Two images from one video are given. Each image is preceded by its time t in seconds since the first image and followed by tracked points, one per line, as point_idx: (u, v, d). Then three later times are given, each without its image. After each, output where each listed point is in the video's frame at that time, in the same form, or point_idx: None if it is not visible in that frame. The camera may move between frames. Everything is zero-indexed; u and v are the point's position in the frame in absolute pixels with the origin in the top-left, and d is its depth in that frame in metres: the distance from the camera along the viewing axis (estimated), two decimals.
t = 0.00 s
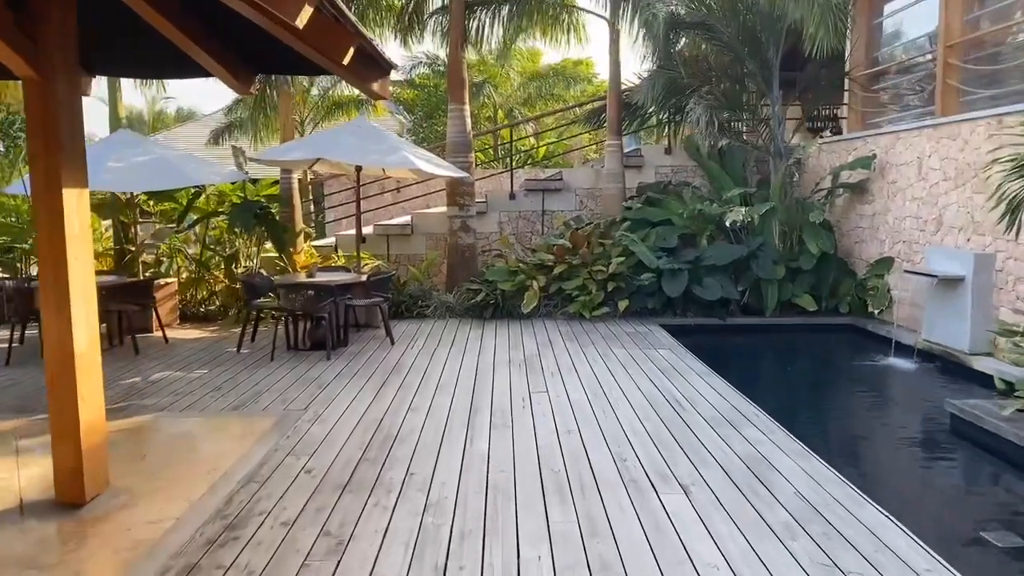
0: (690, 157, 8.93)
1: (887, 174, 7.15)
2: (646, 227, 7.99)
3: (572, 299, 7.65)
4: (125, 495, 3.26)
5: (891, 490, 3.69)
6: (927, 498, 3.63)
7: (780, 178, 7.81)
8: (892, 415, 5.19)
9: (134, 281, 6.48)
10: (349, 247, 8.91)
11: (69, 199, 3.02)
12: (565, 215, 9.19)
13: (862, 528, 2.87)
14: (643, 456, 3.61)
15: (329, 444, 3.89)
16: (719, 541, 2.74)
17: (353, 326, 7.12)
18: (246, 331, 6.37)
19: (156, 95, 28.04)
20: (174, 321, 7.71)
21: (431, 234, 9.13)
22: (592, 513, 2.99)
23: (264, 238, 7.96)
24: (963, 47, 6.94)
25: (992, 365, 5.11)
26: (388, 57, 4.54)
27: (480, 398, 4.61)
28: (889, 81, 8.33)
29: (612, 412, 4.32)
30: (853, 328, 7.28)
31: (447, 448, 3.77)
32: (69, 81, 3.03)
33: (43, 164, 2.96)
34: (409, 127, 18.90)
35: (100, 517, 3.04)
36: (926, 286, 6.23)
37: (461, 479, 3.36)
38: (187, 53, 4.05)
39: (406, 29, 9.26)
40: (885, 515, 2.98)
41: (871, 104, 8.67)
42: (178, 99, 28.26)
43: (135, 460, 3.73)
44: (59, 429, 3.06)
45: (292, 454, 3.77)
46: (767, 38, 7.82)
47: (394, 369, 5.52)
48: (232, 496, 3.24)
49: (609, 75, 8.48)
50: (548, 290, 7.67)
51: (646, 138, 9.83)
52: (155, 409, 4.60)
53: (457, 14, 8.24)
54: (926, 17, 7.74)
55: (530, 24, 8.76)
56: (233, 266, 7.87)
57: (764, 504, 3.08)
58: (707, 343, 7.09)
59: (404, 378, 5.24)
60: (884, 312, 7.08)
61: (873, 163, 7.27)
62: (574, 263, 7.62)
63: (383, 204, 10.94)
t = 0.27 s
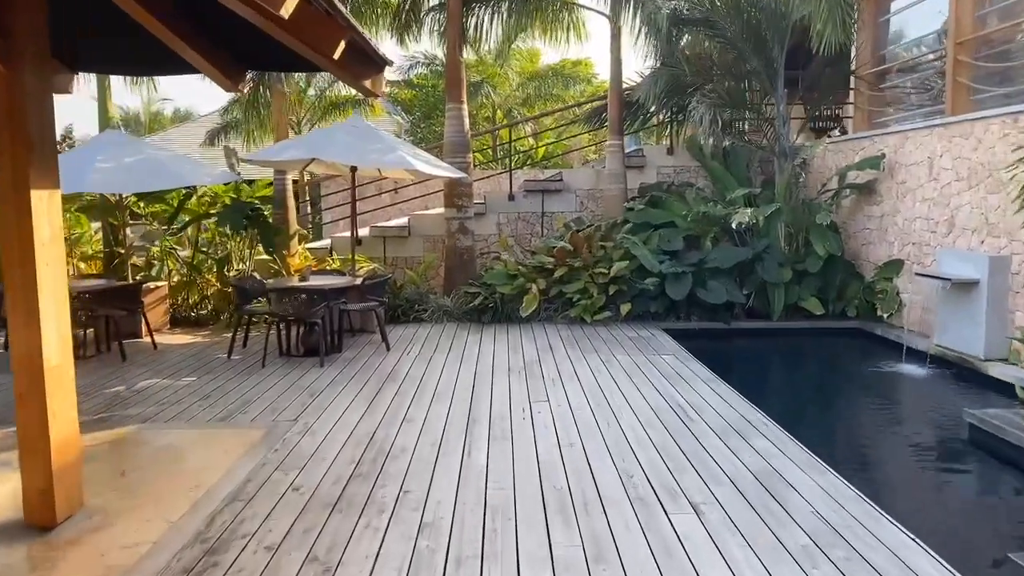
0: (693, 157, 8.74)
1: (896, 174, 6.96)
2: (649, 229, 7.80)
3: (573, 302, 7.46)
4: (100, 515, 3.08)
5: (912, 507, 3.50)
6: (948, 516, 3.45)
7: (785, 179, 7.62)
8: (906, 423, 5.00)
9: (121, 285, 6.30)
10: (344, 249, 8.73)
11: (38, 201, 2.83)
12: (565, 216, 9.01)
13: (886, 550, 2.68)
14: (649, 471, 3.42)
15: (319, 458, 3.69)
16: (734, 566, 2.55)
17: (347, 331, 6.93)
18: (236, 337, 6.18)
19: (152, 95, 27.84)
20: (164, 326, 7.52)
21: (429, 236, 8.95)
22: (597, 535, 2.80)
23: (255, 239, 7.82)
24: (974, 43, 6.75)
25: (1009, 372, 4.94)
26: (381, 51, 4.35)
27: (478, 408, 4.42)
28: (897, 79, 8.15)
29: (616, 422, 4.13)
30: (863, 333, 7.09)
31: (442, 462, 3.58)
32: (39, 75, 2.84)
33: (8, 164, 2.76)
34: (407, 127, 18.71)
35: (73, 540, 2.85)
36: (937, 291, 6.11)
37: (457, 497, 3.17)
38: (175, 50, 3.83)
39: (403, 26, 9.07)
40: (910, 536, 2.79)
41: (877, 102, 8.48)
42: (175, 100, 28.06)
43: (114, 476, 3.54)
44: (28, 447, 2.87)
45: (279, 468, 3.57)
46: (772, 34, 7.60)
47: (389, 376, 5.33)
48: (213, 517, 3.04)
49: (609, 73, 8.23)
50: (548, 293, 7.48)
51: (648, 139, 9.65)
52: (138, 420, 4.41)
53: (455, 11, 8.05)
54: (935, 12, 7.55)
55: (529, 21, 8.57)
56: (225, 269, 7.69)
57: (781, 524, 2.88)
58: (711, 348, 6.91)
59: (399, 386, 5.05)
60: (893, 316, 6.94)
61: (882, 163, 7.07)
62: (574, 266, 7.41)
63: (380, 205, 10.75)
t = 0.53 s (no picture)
0: (697, 157, 8.56)
1: (908, 174, 6.77)
2: (653, 230, 7.60)
3: (576, 306, 7.27)
4: (75, 537, 2.88)
5: (940, 526, 3.29)
6: (979, 536, 3.25)
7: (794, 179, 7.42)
8: (924, 432, 4.81)
9: (109, 289, 6.11)
10: (341, 251, 8.54)
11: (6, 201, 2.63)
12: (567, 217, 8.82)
13: None
14: (661, 488, 3.23)
15: (311, 473, 3.49)
16: None
17: (343, 336, 6.73)
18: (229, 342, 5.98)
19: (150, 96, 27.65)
20: (156, 330, 7.33)
21: (428, 237, 8.77)
22: (607, 560, 2.60)
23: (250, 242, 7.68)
24: (989, 39, 6.56)
25: None
26: (377, 45, 4.15)
27: (478, 418, 4.22)
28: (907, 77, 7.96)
29: (624, 433, 3.93)
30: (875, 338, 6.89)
31: (440, 477, 3.38)
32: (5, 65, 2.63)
33: None
34: (406, 127, 18.54)
35: (43, 566, 2.65)
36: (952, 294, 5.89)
37: (457, 516, 2.97)
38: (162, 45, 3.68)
39: (401, 23, 8.88)
40: (945, 561, 2.59)
41: (886, 100, 8.29)
42: (172, 100, 27.86)
43: (92, 493, 3.34)
44: None
45: (267, 485, 3.37)
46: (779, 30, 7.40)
47: (386, 384, 5.13)
48: (195, 539, 2.84)
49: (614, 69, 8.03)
50: (550, 297, 7.28)
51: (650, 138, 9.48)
52: (122, 431, 4.20)
53: (453, 7, 7.85)
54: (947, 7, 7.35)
55: (530, 18, 8.34)
56: (218, 272, 7.51)
57: (805, 548, 2.69)
58: (719, 354, 6.71)
59: (396, 394, 4.85)
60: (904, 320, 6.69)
61: (894, 162, 6.88)
62: (577, 268, 7.21)
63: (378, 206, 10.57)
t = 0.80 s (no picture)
0: (703, 155, 8.36)
1: (921, 172, 6.58)
2: (658, 230, 7.41)
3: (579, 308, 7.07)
4: (49, 561, 2.70)
5: (973, 545, 3.08)
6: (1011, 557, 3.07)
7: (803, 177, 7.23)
8: (943, 441, 4.62)
9: (98, 291, 5.93)
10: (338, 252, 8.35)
11: None
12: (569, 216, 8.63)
13: None
14: (674, 506, 3.04)
15: (303, 488, 3.31)
16: None
17: (340, 339, 6.54)
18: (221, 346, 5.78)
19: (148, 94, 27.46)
20: (148, 333, 7.14)
21: (427, 237, 8.58)
22: None
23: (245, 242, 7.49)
24: (1005, 34, 6.36)
25: None
26: (373, 38, 3.99)
27: (478, 428, 4.03)
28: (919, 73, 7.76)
29: (633, 445, 3.75)
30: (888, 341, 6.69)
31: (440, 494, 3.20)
32: None
33: None
34: (405, 125, 18.37)
35: None
36: (969, 296, 5.70)
37: (457, 538, 2.79)
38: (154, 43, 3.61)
39: (400, 18, 8.68)
40: None
41: (897, 97, 8.10)
42: (171, 97, 27.72)
43: (71, 511, 3.16)
44: None
45: (256, 501, 3.19)
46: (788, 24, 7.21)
47: (383, 391, 4.93)
48: (177, 563, 2.66)
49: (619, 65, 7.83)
50: (553, 298, 7.09)
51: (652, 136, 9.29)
52: (105, 443, 4.00)
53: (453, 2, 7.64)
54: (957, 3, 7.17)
55: (532, 14, 8.14)
56: (212, 273, 7.33)
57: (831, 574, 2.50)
58: (726, 357, 6.52)
59: (393, 402, 4.67)
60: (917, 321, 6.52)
61: (907, 160, 6.68)
62: (581, 269, 7.01)
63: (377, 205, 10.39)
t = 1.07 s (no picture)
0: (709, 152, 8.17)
1: (934, 170, 6.39)
2: (663, 230, 7.22)
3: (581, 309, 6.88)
4: None
5: (1005, 562, 2.88)
6: None
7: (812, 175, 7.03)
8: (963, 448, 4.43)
9: (86, 291, 5.75)
10: (335, 251, 8.17)
11: None
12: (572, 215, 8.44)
13: None
14: (686, 523, 2.85)
15: (291, 502, 3.11)
16: None
17: (336, 341, 6.35)
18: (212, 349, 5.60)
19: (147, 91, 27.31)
20: (139, 335, 6.96)
21: (426, 236, 8.40)
22: None
23: (238, 240, 7.31)
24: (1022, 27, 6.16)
25: None
26: (368, 27, 3.80)
27: (477, 437, 3.84)
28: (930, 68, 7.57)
29: (640, 456, 3.56)
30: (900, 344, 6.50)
31: (436, 509, 3.00)
32: None
33: None
34: (405, 123, 18.20)
35: None
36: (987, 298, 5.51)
37: (454, 559, 2.59)
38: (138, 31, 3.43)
39: (399, 13, 8.49)
40: None
41: (907, 94, 7.90)
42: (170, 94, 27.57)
43: (43, 527, 2.96)
44: None
45: (241, 516, 2.99)
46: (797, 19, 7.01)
47: (379, 396, 4.74)
48: None
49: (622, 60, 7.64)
50: (555, 299, 6.90)
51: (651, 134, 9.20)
52: (86, 451, 3.81)
53: None
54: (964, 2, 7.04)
55: (533, 9, 7.95)
56: (205, 273, 7.15)
57: None
58: (734, 360, 6.32)
59: (389, 407, 4.47)
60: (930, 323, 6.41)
61: (920, 158, 6.49)
62: (584, 269, 6.82)
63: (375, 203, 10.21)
